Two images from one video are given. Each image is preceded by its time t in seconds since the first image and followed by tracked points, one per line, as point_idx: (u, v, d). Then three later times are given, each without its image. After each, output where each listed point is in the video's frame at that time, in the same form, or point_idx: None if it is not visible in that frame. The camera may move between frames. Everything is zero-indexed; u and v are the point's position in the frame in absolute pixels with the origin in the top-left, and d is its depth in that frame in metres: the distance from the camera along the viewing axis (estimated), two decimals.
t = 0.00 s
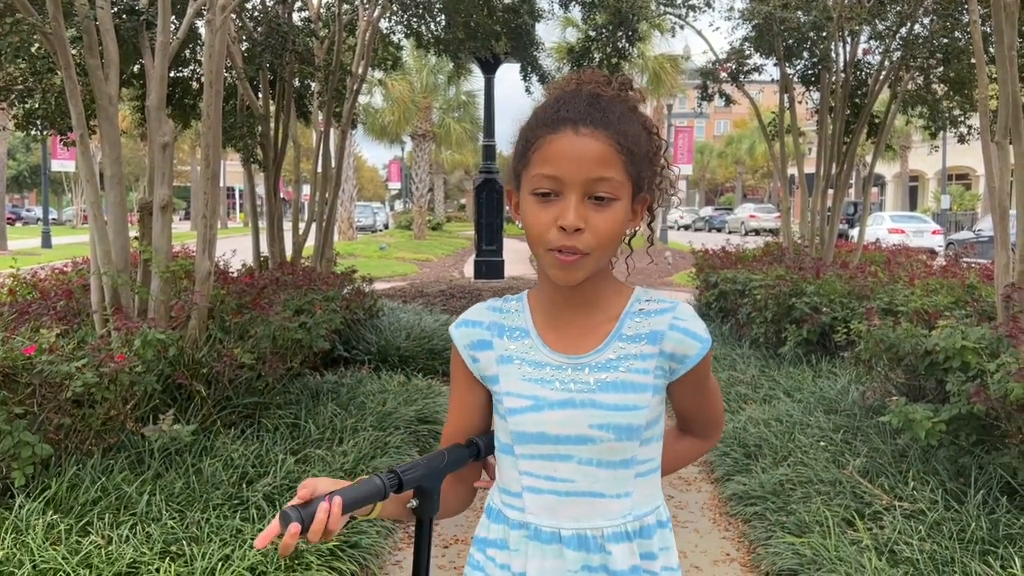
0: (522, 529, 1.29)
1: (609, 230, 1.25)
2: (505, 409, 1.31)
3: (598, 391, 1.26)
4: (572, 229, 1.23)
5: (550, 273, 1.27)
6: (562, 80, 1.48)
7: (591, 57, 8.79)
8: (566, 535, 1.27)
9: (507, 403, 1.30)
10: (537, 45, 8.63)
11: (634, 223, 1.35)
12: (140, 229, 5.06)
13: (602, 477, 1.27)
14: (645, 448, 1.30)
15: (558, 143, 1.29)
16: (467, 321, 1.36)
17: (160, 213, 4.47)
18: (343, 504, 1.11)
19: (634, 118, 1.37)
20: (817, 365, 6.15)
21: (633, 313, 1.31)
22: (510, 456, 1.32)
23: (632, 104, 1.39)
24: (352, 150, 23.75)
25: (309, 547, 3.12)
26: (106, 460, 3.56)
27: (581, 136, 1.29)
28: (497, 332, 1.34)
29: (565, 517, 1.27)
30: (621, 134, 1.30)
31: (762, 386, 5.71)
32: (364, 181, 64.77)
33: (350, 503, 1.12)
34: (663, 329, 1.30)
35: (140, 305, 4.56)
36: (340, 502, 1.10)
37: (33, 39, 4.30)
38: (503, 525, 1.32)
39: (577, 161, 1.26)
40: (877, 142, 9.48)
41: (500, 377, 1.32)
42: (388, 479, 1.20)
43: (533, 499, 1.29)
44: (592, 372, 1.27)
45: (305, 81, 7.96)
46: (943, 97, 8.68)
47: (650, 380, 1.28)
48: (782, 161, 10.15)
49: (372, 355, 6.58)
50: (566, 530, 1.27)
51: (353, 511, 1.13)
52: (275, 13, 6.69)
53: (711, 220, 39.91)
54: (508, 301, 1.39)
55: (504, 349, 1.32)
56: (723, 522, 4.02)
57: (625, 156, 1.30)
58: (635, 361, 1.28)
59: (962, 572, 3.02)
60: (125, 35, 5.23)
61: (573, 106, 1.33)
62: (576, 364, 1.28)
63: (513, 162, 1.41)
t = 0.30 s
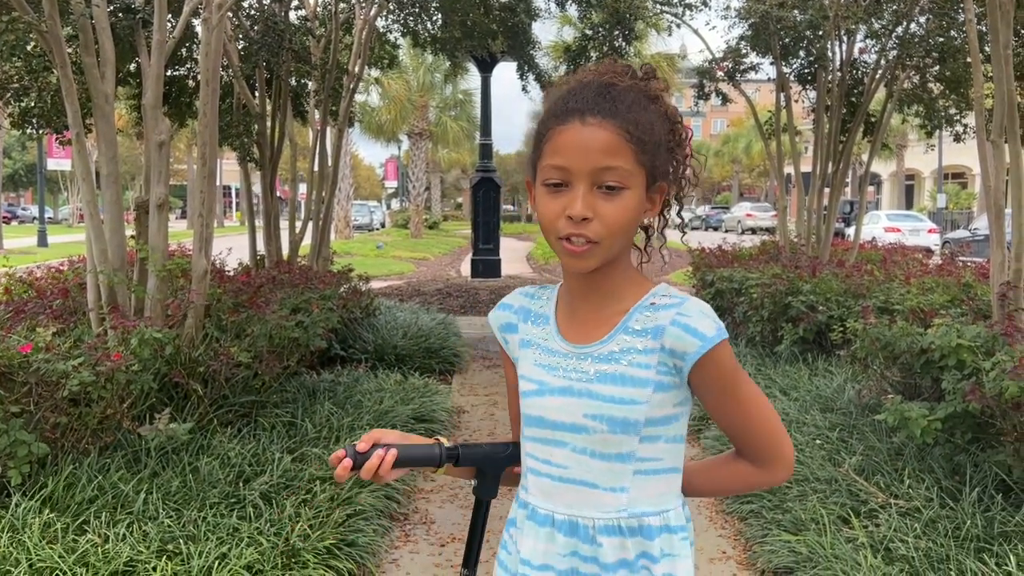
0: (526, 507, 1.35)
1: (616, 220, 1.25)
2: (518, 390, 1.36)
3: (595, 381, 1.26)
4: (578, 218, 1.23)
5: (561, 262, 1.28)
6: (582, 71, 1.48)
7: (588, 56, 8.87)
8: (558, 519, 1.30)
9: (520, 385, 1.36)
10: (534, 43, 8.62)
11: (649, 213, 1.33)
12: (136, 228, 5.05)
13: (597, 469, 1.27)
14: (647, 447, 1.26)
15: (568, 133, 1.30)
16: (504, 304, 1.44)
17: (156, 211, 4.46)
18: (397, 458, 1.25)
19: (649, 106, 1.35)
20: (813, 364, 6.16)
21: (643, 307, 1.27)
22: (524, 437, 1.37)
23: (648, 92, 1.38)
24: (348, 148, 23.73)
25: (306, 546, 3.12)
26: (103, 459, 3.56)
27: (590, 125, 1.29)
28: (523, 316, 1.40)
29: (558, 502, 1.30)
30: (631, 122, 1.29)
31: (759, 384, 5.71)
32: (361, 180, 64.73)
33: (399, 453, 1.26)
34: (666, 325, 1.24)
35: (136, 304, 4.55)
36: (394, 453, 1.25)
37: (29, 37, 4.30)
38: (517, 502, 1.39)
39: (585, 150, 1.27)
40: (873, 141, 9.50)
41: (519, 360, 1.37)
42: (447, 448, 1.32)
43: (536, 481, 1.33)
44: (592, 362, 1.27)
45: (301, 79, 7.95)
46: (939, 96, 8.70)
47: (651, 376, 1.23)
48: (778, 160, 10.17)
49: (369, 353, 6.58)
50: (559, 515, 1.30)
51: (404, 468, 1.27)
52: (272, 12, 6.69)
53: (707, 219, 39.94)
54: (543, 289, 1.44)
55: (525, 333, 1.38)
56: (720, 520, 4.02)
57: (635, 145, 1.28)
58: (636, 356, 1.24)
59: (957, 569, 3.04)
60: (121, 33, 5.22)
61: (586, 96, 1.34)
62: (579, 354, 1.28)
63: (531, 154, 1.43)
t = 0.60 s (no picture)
0: (549, 492, 1.41)
1: (643, 228, 1.25)
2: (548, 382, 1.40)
3: (611, 382, 1.28)
4: (607, 228, 1.24)
5: (590, 268, 1.29)
6: (601, 73, 1.48)
7: (586, 56, 8.91)
8: (573, 507, 1.34)
9: (550, 377, 1.40)
10: (530, 43, 8.61)
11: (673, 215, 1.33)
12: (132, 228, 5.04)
13: (610, 466, 1.29)
14: (662, 450, 1.26)
15: (589, 142, 1.30)
16: (550, 299, 1.50)
17: (153, 211, 4.45)
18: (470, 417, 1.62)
19: (669, 109, 1.35)
20: (810, 363, 6.16)
21: (665, 312, 1.27)
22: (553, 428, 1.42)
23: (669, 94, 1.38)
24: (346, 148, 23.72)
25: (302, 546, 3.11)
26: (99, 459, 3.56)
27: (612, 134, 1.28)
28: (560, 312, 1.45)
29: (575, 492, 1.34)
30: (653, 128, 1.29)
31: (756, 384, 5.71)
32: (359, 179, 64.71)
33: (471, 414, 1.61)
34: (685, 332, 1.23)
35: (132, 304, 4.55)
36: (468, 413, 1.62)
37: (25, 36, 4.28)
38: (543, 485, 1.44)
39: (607, 159, 1.26)
40: (870, 140, 9.50)
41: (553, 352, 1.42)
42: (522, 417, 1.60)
43: (561, 469, 1.38)
44: (611, 362, 1.29)
45: (298, 79, 7.94)
46: (935, 95, 8.71)
47: (667, 381, 1.24)
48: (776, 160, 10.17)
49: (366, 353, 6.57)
50: (574, 505, 1.34)
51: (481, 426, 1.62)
52: (269, 12, 6.68)
53: (705, 218, 39.93)
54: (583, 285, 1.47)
55: (560, 328, 1.43)
56: (716, 519, 4.02)
57: (657, 152, 1.28)
58: (653, 360, 1.25)
59: (952, 568, 3.04)
60: (118, 33, 5.22)
61: (605, 104, 1.33)
62: (600, 353, 1.31)
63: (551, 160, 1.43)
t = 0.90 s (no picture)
0: (537, 480, 1.47)
1: (620, 250, 1.32)
2: (545, 371, 1.48)
3: (614, 369, 1.36)
4: (583, 256, 1.32)
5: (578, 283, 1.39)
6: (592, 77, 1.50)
7: (584, 55, 8.95)
8: (563, 495, 1.41)
9: (547, 366, 1.48)
10: (529, 43, 8.59)
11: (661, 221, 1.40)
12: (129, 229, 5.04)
13: (607, 452, 1.37)
14: (659, 437, 1.35)
15: (561, 172, 1.35)
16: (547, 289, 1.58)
17: (150, 213, 4.45)
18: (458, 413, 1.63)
19: (644, 122, 1.38)
20: (809, 363, 6.16)
21: (668, 303, 1.36)
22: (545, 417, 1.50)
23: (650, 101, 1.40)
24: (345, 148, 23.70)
25: (299, 547, 3.11)
26: (95, 461, 3.56)
27: (580, 165, 1.33)
28: (560, 304, 1.53)
29: (565, 480, 1.42)
30: (624, 152, 1.33)
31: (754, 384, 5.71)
32: (358, 179, 64.68)
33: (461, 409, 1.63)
34: (690, 319, 1.32)
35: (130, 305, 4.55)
36: (457, 409, 1.63)
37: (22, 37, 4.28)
38: (527, 472, 1.51)
39: (577, 191, 1.32)
40: (868, 140, 9.50)
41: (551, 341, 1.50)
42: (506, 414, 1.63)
43: (550, 457, 1.45)
44: (612, 351, 1.38)
45: (296, 79, 7.93)
46: (934, 95, 8.70)
47: (668, 369, 1.33)
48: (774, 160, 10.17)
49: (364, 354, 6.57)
50: (565, 492, 1.41)
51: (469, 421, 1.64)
52: (267, 12, 6.67)
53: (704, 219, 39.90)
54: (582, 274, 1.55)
55: (558, 318, 1.51)
56: (714, 519, 4.02)
57: (629, 175, 1.33)
58: (656, 348, 1.34)
59: (950, 568, 3.04)
60: (115, 34, 5.21)
61: (578, 128, 1.38)
62: (602, 342, 1.40)
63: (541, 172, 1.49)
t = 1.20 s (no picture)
0: (467, 492, 1.41)
1: (567, 232, 1.29)
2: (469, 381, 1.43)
3: (541, 374, 1.32)
4: (532, 232, 1.27)
5: (516, 275, 1.32)
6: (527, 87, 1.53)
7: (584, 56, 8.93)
8: (496, 506, 1.35)
9: (471, 376, 1.42)
10: (529, 44, 8.60)
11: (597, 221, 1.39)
12: (130, 232, 5.04)
13: (536, 459, 1.31)
14: (586, 441, 1.30)
15: (513, 150, 1.33)
16: (472, 298, 1.53)
17: (150, 215, 4.45)
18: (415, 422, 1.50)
19: (587, 118, 1.40)
20: (810, 364, 6.16)
21: (591, 306, 1.34)
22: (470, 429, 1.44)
23: (587, 105, 1.44)
24: (345, 150, 23.71)
25: (300, 550, 3.11)
26: (96, 464, 3.55)
27: (535, 140, 1.33)
28: (483, 311, 1.49)
29: (496, 490, 1.36)
30: (575, 136, 1.34)
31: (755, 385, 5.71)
32: (358, 180, 64.72)
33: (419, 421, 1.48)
34: (614, 320, 1.30)
35: (130, 308, 4.54)
36: (423, 420, 1.48)
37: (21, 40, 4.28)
38: (457, 487, 1.45)
39: (532, 165, 1.30)
40: (869, 140, 9.49)
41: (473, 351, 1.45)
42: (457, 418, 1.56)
43: (479, 468, 1.39)
44: (539, 357, 1.33)
45: (296, 81, 7.93)
46: (934, 95, 8.70)
47: (595, 370, 1.29)
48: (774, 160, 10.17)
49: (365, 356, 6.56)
50: (497, 502, 1.35)
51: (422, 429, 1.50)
52: (266, 14, 6.67)
53: (705, 219, 39.92)
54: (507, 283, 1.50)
55: (482, 326, 1.46)
56: (715, 521, 4.02)
57: (581, 156, 1.33)
58: (582, 350, 1.30)
59: (952, 569, 3.03)
60: (115, 36, 5.21)
61: (527, 114, 1.37)
62: (526, 349, 1.35)
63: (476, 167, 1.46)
